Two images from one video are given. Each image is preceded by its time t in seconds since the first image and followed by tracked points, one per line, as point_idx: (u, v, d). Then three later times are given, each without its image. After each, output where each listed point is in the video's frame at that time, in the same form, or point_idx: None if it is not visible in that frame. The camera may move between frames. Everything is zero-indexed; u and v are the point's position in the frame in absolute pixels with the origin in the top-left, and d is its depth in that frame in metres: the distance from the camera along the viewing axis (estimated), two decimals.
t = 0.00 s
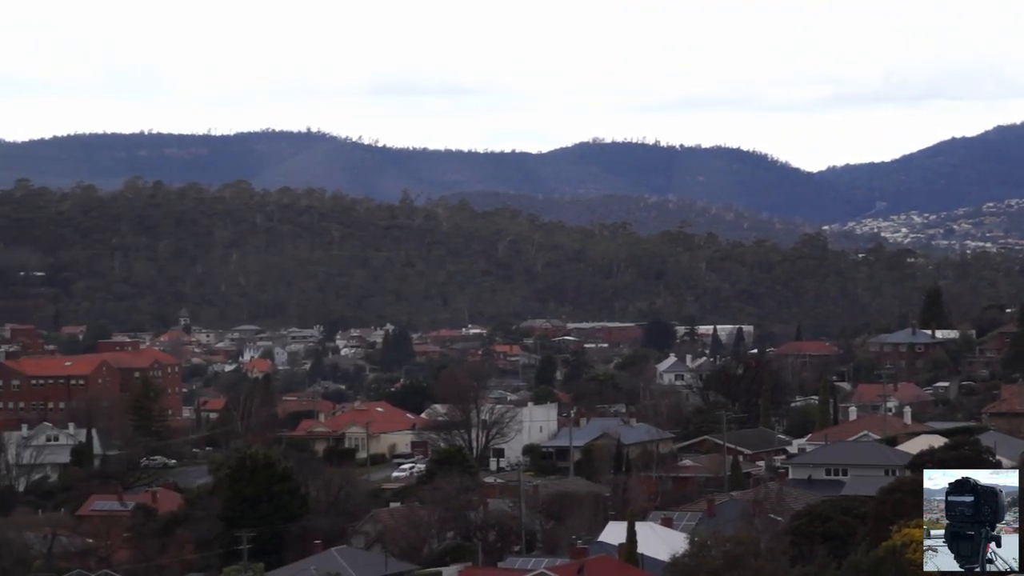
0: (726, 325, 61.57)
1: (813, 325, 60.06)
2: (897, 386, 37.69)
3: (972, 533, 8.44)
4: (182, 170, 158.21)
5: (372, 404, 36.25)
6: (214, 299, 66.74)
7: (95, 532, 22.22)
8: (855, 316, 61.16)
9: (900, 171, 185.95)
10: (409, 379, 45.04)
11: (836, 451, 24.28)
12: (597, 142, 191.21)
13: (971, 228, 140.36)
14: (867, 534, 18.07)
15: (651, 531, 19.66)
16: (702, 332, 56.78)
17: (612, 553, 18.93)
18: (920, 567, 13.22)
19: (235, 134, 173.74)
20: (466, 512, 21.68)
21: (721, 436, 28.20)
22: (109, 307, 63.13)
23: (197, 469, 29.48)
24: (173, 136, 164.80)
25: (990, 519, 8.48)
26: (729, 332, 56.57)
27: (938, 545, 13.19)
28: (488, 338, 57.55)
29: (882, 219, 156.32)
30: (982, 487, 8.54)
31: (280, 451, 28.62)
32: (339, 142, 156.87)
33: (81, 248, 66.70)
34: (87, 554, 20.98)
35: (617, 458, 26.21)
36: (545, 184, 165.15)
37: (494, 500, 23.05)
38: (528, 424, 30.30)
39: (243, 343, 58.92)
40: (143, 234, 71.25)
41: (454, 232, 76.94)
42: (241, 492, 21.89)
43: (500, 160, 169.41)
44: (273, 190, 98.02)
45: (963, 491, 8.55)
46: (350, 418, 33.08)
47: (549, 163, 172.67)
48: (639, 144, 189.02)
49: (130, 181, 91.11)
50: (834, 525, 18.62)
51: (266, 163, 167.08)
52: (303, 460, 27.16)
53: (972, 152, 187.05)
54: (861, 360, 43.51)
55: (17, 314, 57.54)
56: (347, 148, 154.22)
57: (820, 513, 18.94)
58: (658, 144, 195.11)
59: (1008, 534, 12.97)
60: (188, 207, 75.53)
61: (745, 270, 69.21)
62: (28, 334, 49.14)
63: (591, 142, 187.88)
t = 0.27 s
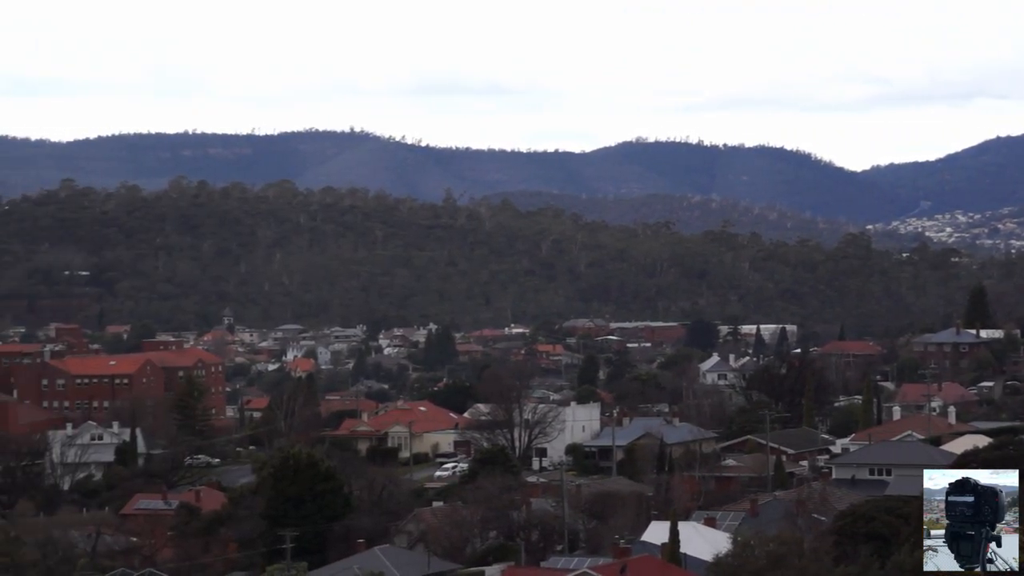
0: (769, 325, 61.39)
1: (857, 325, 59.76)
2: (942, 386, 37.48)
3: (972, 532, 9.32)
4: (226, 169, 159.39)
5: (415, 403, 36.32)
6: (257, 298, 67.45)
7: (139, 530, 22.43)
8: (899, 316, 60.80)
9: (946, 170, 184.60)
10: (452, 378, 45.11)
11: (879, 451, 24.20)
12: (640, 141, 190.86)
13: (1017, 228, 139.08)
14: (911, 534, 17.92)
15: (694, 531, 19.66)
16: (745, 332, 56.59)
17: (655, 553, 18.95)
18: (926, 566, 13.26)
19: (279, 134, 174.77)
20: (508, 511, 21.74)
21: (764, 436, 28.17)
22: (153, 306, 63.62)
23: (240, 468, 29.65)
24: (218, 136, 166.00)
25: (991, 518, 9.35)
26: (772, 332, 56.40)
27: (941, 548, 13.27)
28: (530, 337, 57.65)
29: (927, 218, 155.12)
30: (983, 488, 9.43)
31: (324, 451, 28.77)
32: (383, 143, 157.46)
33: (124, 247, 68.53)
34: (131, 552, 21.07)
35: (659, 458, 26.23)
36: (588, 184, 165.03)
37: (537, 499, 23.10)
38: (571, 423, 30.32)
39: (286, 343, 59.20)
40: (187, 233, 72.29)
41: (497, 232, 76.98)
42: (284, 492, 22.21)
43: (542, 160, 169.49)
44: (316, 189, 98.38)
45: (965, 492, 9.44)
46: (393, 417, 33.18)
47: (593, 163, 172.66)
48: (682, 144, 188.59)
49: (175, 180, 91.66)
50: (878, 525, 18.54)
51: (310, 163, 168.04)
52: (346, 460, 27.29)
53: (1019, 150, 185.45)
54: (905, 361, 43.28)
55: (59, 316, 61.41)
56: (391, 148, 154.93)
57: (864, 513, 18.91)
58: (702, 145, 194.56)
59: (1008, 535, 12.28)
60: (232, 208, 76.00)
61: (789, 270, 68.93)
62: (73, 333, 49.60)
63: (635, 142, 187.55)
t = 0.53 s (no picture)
0: (809, 325, 61.19)
1: (898, 325, 59.46)
2: (984, 386, 37.25)
3: (971, 530, 11.32)
4: (265, 169, 160.36)
5: (454, 403, 36.39)
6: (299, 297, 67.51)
7: (179, 530, 22.59)
8: (941, 316, 60.46)
9: (988, 169, 183.27)
10: (492, 377, 45.19)
11: (920, 451, 24.10)
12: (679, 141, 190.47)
13: None
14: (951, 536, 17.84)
15: (735, 532, 19.65)
16: (785, 332, 56.44)
17: (695, 553, 18.96)
18: (926, 566, 13.51)
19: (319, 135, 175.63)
20: (548, 512, 21.80)
21: (805, 437, 28.11)
22: (194, 306, 63.99)
23: (280, 468, 29.75)
24: (258, 137, 166.97)
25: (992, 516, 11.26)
26: (813, 332, 56.23)
27: (940, 547, 13.55)
28: (569, 338, 57.65)
29: (969, 218, 153.96)
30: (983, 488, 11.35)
31: (363, 450, 28.88)
32: (423, 144, 157.84)
33: (167, 247, 70.19)
34: (172, 552, 21.22)
35: (699, 458, 26.21)
36: (628, 183, 164.79)
37: (577, 499, 23.14)
38: (610, 423, 30.33)
39: (325, 343, 59.42)
40: (227, 233, 73.06)
41: (536, 233, 77.00)
42: (324, 491, 22.36)
43: (581, 160, 169.43)
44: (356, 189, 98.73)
45: (965, 490, 11.35)
46: (433, 417, 33.26)
47: (632, 164, 172.50)
48: (722, 144, 188.10)
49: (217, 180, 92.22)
50: (919, 526, 18.47)
51: (349, 163, 168.76)
52: (385, 459, 27.38)
53: None
54: (947, 361, 43.04)
55: (100, 315, 62.08)
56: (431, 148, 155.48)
57: (905, 514, 18.85)
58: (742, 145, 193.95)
59: (1009, 533, 12.55)
60: (272, 209, 76.34)
61: (829, 270, 68.64)
62: (114, 332, 49.95)
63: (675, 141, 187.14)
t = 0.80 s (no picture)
0: (847, 325, 60.97)
1: (936, 326, 59.17)
2: None
3: (972, 530, 11.81)
4: (303, 168, 161.23)
5: (491, 403, 36.44)
6: (336, 297, 67.74)
7: (216, 530, 22.77)
8: (979, 316, 60.11)
9: None
10: (528, 378, 45.24)
11: (958, 451, 24.00)
12: (716, 141, 190.02)
13: None
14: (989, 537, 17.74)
15: (771, 531, 19.66)
16: (822, 332, 56.27)
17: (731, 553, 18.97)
18: (926, 565, 13.66)
19: (356, 135, 176.34)
20: (584, 512, 21.84)
21: (841, 437, 28.03)
22: (231, 306, 64.31)
23: (317, 468, 29.85)
24: (295, 137, 167.82)
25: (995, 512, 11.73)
26: (850, 332, 56.08)
27: (940, 547, 13.61)
28: (605, 338, 57.64)
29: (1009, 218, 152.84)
30: (985, 488, 11.82)
31: (399, 450, 28.99)
32: (459, 143, 158.09)
33: (205, 246, 71.04)
34: (209, 552, 21.38)
35: (735, 458, 26.18)
36: (664, 183, 164.50)
37: (613, 499, 23.16)
38: (646, 423, 30.32)
39: (362, 342, 59.60)
40: (264, 234, 73.50)
41: (572, 233, 76.98)
42: (360, 491, 22.42)
43: (617, 161, 169.30)
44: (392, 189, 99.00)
45: (967, 491, 11.82)
46: (469, 418, 33.34)
47: (669, 163, 172.16)
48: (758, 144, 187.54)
49: (255, 181, 92.65)
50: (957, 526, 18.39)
51: (386, 163, 169.34)
52: (422, 459, 27.47)
53: None
54: (985, 361, 42.81)
55: (137, 315, 62.31)
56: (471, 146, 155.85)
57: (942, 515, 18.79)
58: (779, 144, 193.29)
59: (1010, 533, 12.89)
60: (308, 209, 76.65)
61: (867, 270, 68.35)
62: (151, 332, 50.26)
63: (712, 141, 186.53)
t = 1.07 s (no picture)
0: (885, 326, 60.80)
1: (976, 326, 58.93)
2: None
3: (972, 530, 11.50)
4: (340, 168, 162.16)
5: (529, 403, 36.53)
6: (374, 298, 68.00)
7: (254, 530, 22.96)
8: (1019, 316, 59.82)
9: None
10: (566, 378, 45.38)
11: (997, 452, 23.91)
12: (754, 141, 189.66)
13: None
14: None
15: (808, 531, 19.65)
16: (860, 333, 56.14)
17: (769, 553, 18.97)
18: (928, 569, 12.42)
19: (393, 135, 177.08)
20: (622, 512, 21.89)
21: (880, 438, 27.97)
22: (270, 307, 64.68)
23: (355, 468, 29.99)
24: (333, 138, 168.78)
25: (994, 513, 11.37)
26: (888, 332, 55.91)
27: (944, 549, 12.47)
28: (643, 338, 57.68)
29: None
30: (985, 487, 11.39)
31: (437, 450, 29.12)
32: (497, 143, 158.50)
33: (244, 247, 71.59)
34: (247, 552, 21.59)
35: (774, 459, 26.17)
36: (702, 183, 164.18)
37: (651, 500, 23.21)
38: (684, 424, 30.33)
39: (400, 343, 59.79)
40: (303, 235, 73.93)
41: (610, 233, 77.02)
42: (398, 492, 22.54)
43: (654, 161, 169.19)
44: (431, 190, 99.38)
45: (965, 490, 11.43)
46: (507, 418, 33.43)
47: (707, 164, 171.84)
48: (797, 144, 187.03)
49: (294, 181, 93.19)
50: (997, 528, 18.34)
51: (423, 163, 170.00)
52: (461, 460, 27.58)
53: None
54: None
55: (176, 315, 62.52)
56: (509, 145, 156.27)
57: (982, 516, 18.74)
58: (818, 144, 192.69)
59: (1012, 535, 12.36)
60: (347, 210, 77.02)
61: (906, 270, 68.11)
62: (190, 332, 50.63)
63: (750, 141, 186.05)
